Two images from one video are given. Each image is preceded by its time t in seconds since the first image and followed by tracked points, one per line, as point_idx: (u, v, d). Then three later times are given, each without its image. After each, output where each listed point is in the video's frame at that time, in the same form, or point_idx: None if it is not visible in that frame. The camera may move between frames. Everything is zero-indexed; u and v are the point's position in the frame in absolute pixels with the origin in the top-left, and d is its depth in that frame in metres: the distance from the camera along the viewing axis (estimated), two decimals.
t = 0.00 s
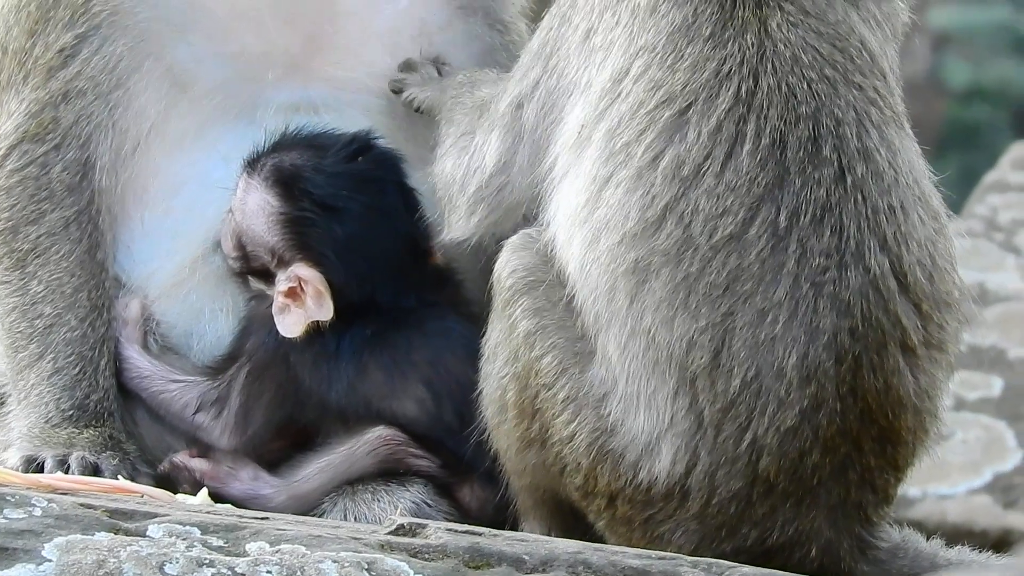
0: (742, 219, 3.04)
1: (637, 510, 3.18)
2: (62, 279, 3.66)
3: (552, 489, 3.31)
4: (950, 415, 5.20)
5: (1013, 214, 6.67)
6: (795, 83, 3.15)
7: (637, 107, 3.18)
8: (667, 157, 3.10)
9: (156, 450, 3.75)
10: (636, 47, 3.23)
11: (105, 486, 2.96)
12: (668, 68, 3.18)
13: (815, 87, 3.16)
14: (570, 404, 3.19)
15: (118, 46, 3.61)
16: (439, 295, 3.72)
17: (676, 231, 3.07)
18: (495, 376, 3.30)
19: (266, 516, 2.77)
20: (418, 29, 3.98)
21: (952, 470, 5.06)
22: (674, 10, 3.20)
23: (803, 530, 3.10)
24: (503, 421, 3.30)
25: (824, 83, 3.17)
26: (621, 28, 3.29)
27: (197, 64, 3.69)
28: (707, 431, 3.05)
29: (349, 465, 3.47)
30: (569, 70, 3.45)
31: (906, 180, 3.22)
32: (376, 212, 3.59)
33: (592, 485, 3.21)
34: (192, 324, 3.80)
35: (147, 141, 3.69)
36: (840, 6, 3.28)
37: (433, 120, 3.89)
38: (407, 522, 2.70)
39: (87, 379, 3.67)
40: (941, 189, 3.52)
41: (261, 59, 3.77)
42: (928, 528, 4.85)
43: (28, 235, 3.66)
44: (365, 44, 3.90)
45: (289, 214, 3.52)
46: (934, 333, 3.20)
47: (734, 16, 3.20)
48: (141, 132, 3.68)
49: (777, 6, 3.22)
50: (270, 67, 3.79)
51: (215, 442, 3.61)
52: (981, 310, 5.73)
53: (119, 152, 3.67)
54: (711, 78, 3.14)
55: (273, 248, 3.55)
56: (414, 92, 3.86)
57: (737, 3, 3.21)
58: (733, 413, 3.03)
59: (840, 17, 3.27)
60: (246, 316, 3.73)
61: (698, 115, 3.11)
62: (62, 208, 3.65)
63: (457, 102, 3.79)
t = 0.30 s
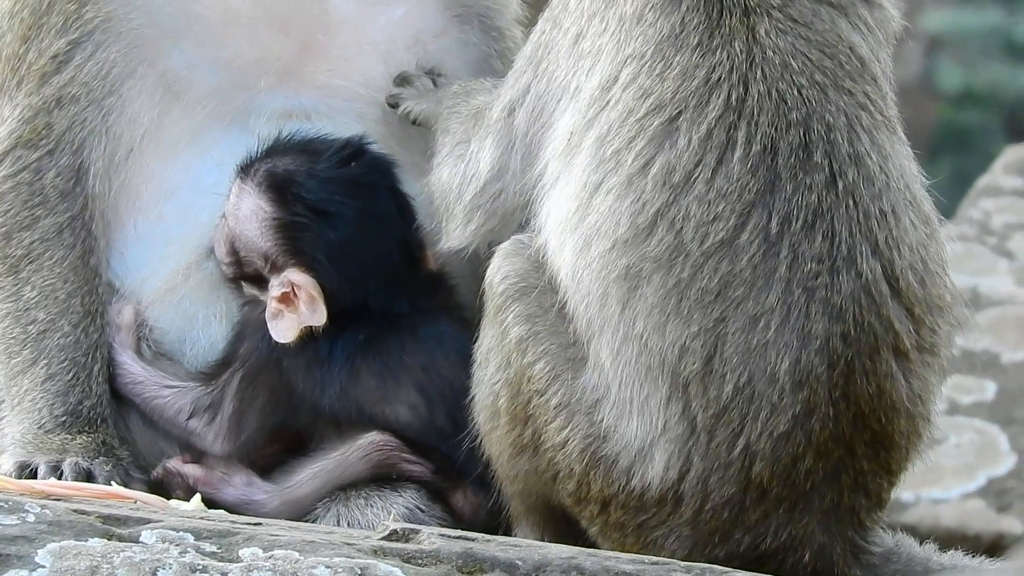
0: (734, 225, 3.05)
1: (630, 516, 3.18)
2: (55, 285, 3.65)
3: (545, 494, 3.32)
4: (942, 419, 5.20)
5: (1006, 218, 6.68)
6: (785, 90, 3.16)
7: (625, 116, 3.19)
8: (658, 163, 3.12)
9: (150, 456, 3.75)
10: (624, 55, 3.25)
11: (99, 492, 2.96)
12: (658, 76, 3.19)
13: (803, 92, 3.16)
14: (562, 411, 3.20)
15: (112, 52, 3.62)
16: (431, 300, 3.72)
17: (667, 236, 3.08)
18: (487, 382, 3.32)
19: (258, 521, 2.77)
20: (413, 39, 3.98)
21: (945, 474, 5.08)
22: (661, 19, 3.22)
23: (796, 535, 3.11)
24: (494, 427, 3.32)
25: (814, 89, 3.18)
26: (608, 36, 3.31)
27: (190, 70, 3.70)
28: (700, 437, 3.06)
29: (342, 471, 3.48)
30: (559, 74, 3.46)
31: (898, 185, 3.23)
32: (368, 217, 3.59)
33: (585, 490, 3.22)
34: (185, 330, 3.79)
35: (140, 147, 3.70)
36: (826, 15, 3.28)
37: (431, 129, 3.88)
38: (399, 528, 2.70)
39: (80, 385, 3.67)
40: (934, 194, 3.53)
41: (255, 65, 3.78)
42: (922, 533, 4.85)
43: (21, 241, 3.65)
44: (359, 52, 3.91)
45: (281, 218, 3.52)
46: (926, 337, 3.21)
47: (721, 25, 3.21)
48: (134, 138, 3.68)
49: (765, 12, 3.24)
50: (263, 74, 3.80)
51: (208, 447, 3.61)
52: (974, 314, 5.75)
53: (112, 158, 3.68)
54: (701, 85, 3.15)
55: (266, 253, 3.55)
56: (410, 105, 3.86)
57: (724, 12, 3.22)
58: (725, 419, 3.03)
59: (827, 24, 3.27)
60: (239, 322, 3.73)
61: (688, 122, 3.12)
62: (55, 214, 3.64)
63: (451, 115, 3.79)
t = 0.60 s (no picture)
0: (729, 231, 3.06)
1: (624, 521, 3.18)
2: (49, 291, 3.65)
3: (540, 500, 3.32)
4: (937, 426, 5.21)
5: (1001, 223, 6.69)
6: (782, 96, 3.18)
7: (623, 123, 3.20)
8: (654, 169, 3.13)
9: (143, 462, 3.75)
10: (623, 60, 3.26)
11: (94, 498, 2.97)
12: (656, 83, 3.20)
13: (802, 99, 3.19)
14: (557, 415, 3.20)
15: (106, 58, 3.63)
16: (426, 306, 3.73)
17: (663, 242, 3.09)
18: (483, 387, 3.32)
19: (253, 527, 2.77)
20: (405, 42, 3.99)
21: (939, 480, 5.09)
22: (660, 27, 3.23)
23: (790, 541, 3.12)
24: (490, 431, 3.32)
25: (811, 96, 3.20)
26: (608, 39, 3.32)
27: (183, 76, 3.70)
28: (694, 442, 3.06)
29: (336, 477, 3.49)
30: (559, 75, 3.47)
31: (894, 191, 3.24)
32: (364, 223, 3.60)
33: (580, 495, 3.21)
34: (179, 336, 3.79)
35: (134, 153, 3.70)
36: (826, 24, 3.32)
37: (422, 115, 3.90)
38: (394, 534, 2.70)
39: (74, 391, 3.68)
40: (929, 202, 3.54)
41: (249, 72, 3.78)
42: (916, 539, 4.87)
43: (15, 246, 3.65)
44: (353, 56, 3.91)
45: (276, 225, 3.52)
46: (920, 344, 3.22)
47: (721, 31, 3.24)
48: (128, 144, 3.68)
49: (764, 20, 3.27)
50: (257, 81, 3.79)
51: (202, 453, 3.61)
52: (968, 320, 5.76)
53: (106, 164, 3.68)
54: (698, 92, 3.17)
55: (260, 260, 3.55)
56: (402, 92, 3.86)
57: (723, 19, 3.25)
58: (719, 424, 3.04)
59: (826, 33, 3.30)
60: (234, 328, 3.73)
61: (684, 128, 3.13)
62: (49, 220, 3.65)
63: (450, 106, 3.79)
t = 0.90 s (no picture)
0: (728, 237, 3.07)
1: (621, 526, 3.19)
2: (46, 296, 3.65)
3: (536, 506, 3.32)
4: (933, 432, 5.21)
5: (997, 229, 6.68)
6: (785, 106, 3.17)
7: (624, 131, 3.20)
8: (653, 177, 3.13)
9: (140, 467, 3.75)
10: (622, 78, 3.25)
11: (91, 503, 2.97)
12: (656, 96, 3.20)
13: (803, 107, 3.18)
14: (554, 421, 3.20)
15: (103, 63, 3.63)
16: (423, 311, 3.72)
17: (661, 248, 3.09)
18: (479, 393, 3.31)
19: (250, 532, 2.76)
20: (403, 50, 3.98)
21: (936, 485, 5.09)
22: (661, 40, 3.23)
23: (787, 547, 3.11)
24: (486, 436, 3.31)
25: (814, 105, 3.20)
26: (606, 60, 3.30)
27: (180, 81, 3.71)
28: (691, 448, 3.06)
29: (332, 482, 3.48)
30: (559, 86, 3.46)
31: (892, 198, 3.24)
32: (361, 229, 3.59)
33: (576, 501, 3.21)
34: (176, 340, 3.78)
35: (131, 158, 3.70)
36: (834, 33, 3.31)
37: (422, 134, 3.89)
38: (390, 539, 2.69)
39: (71, 396, 3.68)
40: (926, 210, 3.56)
41: (246, 77, 3.78)
42: (912, 545, 4.91)
43: (13, 251, 3.65)
44: (349, 65, 3.91)
45: (272, 230, 3.52)
46: (916, 351, 3.23)
47: (725, 46, 3.23)
48: (124, 149, 3.69)
49: (772, 33, 3.26)
50: (254, 86, 3.80)
51: (199, 458, 3.61)
52: (965, 325, 5.76)
53: (103, 169, 3.68)
54: (698, 104, 3.17)
55: (257, 264, 3.54)
56: (399, 111, 3.85)
57: (728, 35, 3.24)
58: (717, 430, 3.04)
59: (833, 43, 3.29)
60: (230, 333, 3.73)
61: (685, 137, 3.14)
62: (47, 225, 3.64)
63: (449, 128, 3.76)
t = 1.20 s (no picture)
0: (727, 244, 3.07)
1: (620, 533, 3.19)
2: (45, 302, 3.66)
3: (534, 513, 3.32)
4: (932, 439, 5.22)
5: (996, 235, 6.69)
6: (783, 113, 3.18)
7: (621, 139, 3.20)
8: (650, 185, 3.13)
9: (139, 472, 3.76)
10: (620, 87, 3.25)
11: (89, 508, 2.97)
12: (655, 103, 3.20)
13: (801, 114, 3.19)
14: (552, 429, 3.21)
15: (103, 68, 3.64)
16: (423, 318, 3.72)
17: (659, 254, 3.09)
18: (477, 400, 3.31)
19: (247, 538, 2.76)
20: (404, 58, 3.98)
21: (936, 492, 5.09)
22: (660, 47, 3.23)
23: (786, 554, 3.13)
24: (484, 443, 3.32)
25: (813, 112, 3.20)
26: (602, 69, 3.30)
27: (179, 88, 3.71)
28: (690, 455, 3.07)
29: (331, 488, 3.49)
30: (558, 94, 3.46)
31: (891, 205, 3.24)
32: (360, 235, 3.60)
33: (575, 508, 3.21)
34: (174, 347, 3.78)
35: (131, 164, 3.70)
36: (831, 39, 3.32)
37: (422, 152, 3.90)
38: (389, 545, 2.69)
39: (69, 402, 3.68)
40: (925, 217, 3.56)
41: (246, 85, 3.78)
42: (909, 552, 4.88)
43: (12, 257, 3.66)
44: (348, 74, 3.91)
45: (271, 236, 3.52)
46: (915, 357, 3.23)
47: (723, 53, 3.23)
48: (124, 156, 3.69)
49: (770, 39, 3.26)
50: (254, 93, 3.79)
51: (197, 464, 3.61)
52: (963, 332, 5.76)
53: (102, 176, 3.68)
54: (697, 111, 3.17)
55: (255, 270, 3.55)
56: (398, 126, 3.87)
57: (726, 41, 3.24)
58: (716, 437, 3.05)
59: (831, 49, 3.30)
60: (229, 339, 3.73)
61: (684, 144, 3.14)
62: (46, 231, 3.65)
63: (448, 143, 3.79)
